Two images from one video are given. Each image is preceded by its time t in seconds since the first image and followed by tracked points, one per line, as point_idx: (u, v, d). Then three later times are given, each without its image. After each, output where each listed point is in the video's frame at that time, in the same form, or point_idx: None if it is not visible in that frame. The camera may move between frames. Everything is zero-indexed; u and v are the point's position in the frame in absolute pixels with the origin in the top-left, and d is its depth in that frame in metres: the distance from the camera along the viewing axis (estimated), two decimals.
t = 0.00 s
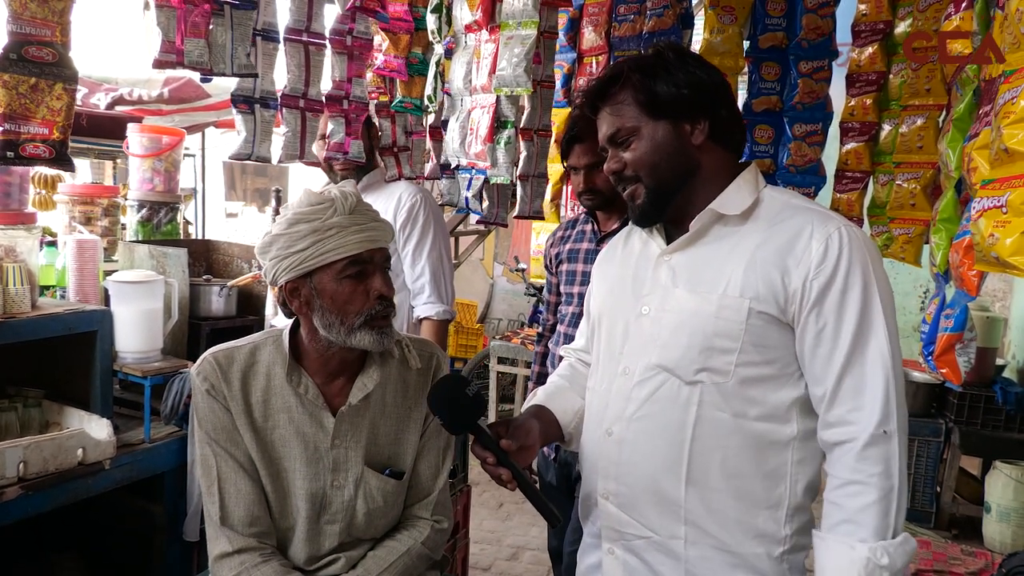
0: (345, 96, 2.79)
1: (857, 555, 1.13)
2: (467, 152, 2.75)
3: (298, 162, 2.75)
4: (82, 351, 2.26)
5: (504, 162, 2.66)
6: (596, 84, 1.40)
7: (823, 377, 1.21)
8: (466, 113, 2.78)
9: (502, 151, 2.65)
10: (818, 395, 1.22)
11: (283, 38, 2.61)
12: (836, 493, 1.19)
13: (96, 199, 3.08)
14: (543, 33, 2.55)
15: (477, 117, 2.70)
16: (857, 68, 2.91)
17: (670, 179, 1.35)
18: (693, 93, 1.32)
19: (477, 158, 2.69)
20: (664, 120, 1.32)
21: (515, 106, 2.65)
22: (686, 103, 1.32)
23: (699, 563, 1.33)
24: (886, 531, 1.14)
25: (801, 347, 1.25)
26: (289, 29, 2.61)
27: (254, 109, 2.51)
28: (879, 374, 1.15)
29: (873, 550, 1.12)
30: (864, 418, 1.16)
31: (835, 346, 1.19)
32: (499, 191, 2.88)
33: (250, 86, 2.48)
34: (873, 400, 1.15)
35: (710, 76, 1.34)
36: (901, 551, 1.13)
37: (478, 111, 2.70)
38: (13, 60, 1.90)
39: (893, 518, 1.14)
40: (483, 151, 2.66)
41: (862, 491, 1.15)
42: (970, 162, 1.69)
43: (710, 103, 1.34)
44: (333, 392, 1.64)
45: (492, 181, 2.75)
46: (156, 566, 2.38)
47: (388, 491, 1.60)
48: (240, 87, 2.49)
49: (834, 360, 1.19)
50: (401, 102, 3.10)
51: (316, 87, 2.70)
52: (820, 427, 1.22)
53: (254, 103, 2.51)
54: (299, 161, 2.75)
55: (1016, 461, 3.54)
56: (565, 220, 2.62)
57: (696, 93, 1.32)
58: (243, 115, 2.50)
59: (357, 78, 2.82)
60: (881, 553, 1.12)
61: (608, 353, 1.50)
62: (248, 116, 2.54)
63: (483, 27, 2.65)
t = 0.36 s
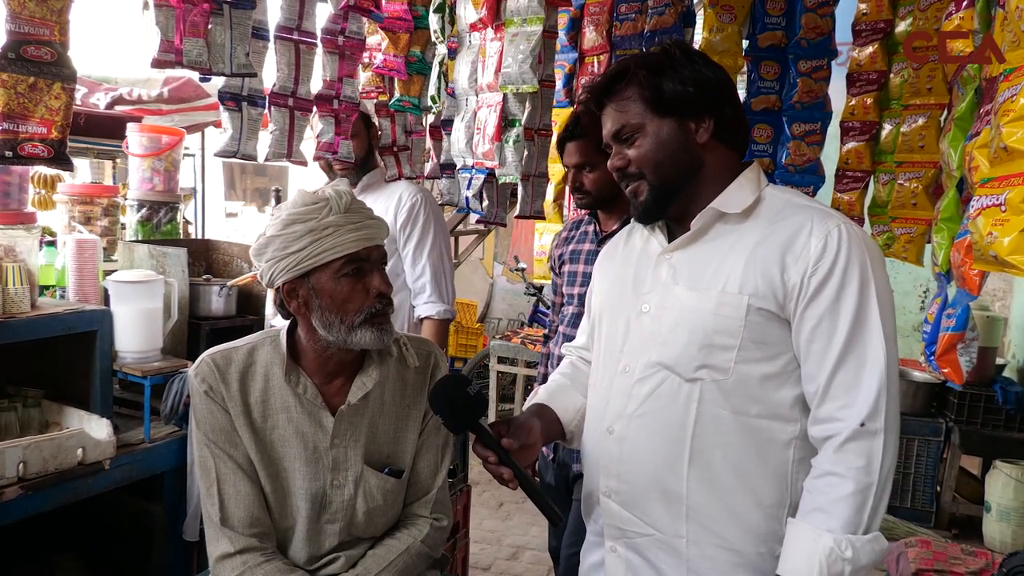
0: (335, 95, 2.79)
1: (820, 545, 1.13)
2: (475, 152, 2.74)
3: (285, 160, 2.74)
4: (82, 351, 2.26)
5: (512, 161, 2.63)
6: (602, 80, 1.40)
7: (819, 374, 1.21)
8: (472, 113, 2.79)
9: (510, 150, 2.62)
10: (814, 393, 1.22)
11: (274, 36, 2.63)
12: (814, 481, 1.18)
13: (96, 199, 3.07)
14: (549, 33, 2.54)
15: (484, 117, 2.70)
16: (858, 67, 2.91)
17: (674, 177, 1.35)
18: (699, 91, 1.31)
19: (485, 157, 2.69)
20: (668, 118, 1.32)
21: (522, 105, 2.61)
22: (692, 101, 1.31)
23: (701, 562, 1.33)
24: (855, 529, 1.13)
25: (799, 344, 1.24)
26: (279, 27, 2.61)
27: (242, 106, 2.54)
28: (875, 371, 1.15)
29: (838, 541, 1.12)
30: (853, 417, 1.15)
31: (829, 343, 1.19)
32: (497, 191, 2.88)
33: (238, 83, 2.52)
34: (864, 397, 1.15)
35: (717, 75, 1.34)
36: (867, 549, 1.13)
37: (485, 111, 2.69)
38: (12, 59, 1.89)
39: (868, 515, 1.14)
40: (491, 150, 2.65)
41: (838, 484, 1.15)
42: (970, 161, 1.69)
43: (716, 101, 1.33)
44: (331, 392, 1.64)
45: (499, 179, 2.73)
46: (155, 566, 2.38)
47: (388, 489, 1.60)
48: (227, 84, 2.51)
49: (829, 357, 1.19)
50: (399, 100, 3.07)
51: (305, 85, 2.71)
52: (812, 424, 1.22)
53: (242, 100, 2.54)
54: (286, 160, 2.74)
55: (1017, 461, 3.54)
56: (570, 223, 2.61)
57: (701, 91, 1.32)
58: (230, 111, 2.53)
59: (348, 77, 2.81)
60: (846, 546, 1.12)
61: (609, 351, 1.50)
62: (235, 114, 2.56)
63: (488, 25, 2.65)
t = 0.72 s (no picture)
0: (342, 95, 2.81)
1: (834, 553, 1.13)
2: (470, 150, 2.76)
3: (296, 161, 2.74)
4: (81, 352, 2.25)
5: (509, 159, 2.63)
6: (602, 80, 1.40)
7: (818, 375, 1.21)
8: (467, 111, 2.79)
9: (507, 148, 2.62)
10: (813, 393, 1.22)
11: (280, 37, 2.58)
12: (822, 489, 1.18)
13: (95, 199, 3.07)
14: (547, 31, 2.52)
15: (480, 114, 2.71)
16: (857, 66, 2.91)
17: (673, 178, 1.35)
18: (698, 91, 1.31)
19: (481, 155, 2.70)
20: (669, 118, 1.32)
21: (520, 103, 2.61)
22: (692, 101, 1.31)
23: (704, 562, 1.33)
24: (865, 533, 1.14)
25: (798, 345, 1.24)
26: (287, 28, 2.58)
27: (252, 107, 2.52)
28: (873, 371, 1.15)
29: (852, 548, 1.12)
30: (852, 418, 1.15)
31: (828, 343, 1.19)
32: (501, 191, 2.83)
33: (247, 86, 2.49)
34: (863, 397, 1.15)
35: (717, 74, 1.34)
36: (881, 552, 1.13)
37: (482, 108, 2.69)
38: (9, 59, 1.89)
39: (875, 518, 1.14)
40: (487, 148, 2.66)
41: (843, 489, 1.15)
42: (970, 160, 1.69)
43: (716, 101, 1.33)
44: (329, 392, 1.63)
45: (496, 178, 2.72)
46: (155, 566, 2.38)
47: (386, 489, 1.60)
48: (236, 87, 2.49)
49: (828, 357, 1.19)
50: (398, 99, 3.07)
51: (313, 86, 2.67)
52: (813, 424, 1.22)
53: (252, 101, 2.52)
54: (297, 161, 2.74)
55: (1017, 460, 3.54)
56: (574, 224, 2.61)
57: (701, 91, 1.31)
58: (240, 113, 2.51)
59: (354, 77, 2.82)
60: (861, 552, 1.12)
61: (608, 351, 1.50)
62: (245, 116, 2.54)
63: (486, 23, 2.63)
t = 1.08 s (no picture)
0: (354, 92, 2.88)
1: (830, 551, 1.13)
2: (460, 147, 2.75)
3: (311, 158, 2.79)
4: (80, 350, 2.25)
5: (499, 158, 2.62)
6: (601, 80, 1.39)
7: (819, 375, 1.20)
8: (459, 109, 2.80)
9: (496, 146, 2.61)
10: (814, 393, 1.21)
11: (292, 37, 2.64)
12: (819, 488, 1.18)
13: (94, 197, 3.06)
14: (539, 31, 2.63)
15: (472, 112, 2.69)
16: (856, 65, 2.91)
17: (673, 177, 1.35)
18: (697, 90, 1.31)
19: (471, 153, 2.68)
20: (668, 117, 1.32)
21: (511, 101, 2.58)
22: (690, 100, 1.31)
23: (704, 562, 1.32)
24: (860, 531, 1.13)
25: (799, 344, 1.24)
26: (297, 27, 2.63)
27: (267, 107, 2.57)
28: (875, 371, 1.15)
29: (847, 547, 1.12)
30: (853, 418, 1.15)
31: (830, 343, 1.19)
32: (503, 189, 2.85)
33: (262, 85, 2.53)
34: (865, 398, 1.15)
35: (715, 72, 1.34)
36: (877, 551, 1.13)
37: (473, 106, 2.69)
38: (7, 56, 1.88)
39: (873, 517, 1.13)
40: (478, 146, 2.64)
41: (841, 489, 1.15)
42: (971, 159, 1.69)
43: (715, 99, 1.33)
44: (330, 390, 1.63)
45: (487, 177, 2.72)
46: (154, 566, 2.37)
47: (386, 488, 1.60)
48: (251, 87, 2.54)
49: (829, 358, 1.19)
50: (398, 99, 3.03)
51: (326, 84, 2.73)
52: (813, 424, 1.22)
53: (267, 101, 2.57)
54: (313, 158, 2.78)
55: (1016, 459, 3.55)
56: (574, 224, 2.61)
57: (700, 89, 1.31)
58: (256, 113, 2.55)
59: (365, 74, 2.91)
60: (855, 551, 1.12)
61: (609, 351, 1.49)
62: (260, 115, 2.58)
63: (478, 22, 2.63)
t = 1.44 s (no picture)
0: (350, 90, 2.81)
1: (834, 551, 1.13)
2: (461, 147, 2.75)
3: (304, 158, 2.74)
4: (79, 348, 2.25)
5: (498, 157, 2.62)
6: (598, 80, 1.39)
7: (819, 375, 1.20)
8: (460, 107, 2.79)
9: (496, 146, 2.61)
10: (814, 392, 1.21)
11: (287, 34, 2.63)
12: (821, 488, 1.18)
13: (94, 194, 3.05)
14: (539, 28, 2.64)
15: (471, 112, 2.69)
16: (856, 64, 2.91)
17: (671, 177, 1.35)
18: (695, 88, 1.30)
19: (471, 152, 2.68)
20: (666, 116, 1.32)
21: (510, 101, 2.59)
22: (688, 98, 1.31)
23: (704, 562, 1.32)
24: (865, 531, 1.14)
25: (799, 343, 1.24)
26: (294, 24, 2.62)
27: (261, 104, 2.55)
28: (875, 370, 1.15)
29: (851, 547, 1.12)
30: (853, 418, 1.15)
31: (830, 342, 1.19)
32: (500, 187, 2.83)
33: (256, 81, 2.52)
34: (865, 397, 1.15)
35: (712, 70, 1.34)
36: (881, 551, 1.13)
37: (473, 106, 2.68)
38: (9, 53, 1.88)
39: (876, 517, 1.14)
40: (478, 145, 2.64)
41: (845, 488, 1.15)
42: (971, 158, 1.68)
43: (713, 97, 1.33)
44: (331, 388, 1.63)
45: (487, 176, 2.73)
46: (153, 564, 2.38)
47: (387, 486, 1.60)
48: (246, 83, 2.53)
49: (829, 357, 1.19)
50: (399, 96, 3.05)
51: (321, 82, 2.72)
52: (813, 423, 1.22)
53: (261, 99, 2.55)
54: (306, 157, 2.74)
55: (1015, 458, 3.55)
56: (572, 221, 2.61)
57: (699, 87, 1.31)
58: (250, 110, 2.54)
59: (361, 72, 2.83)
60: (860, 550, 1.12)
61: (609, 350, 1.49)
62: (254, 112, 2.56)
63: (478, 22, 2.63)
